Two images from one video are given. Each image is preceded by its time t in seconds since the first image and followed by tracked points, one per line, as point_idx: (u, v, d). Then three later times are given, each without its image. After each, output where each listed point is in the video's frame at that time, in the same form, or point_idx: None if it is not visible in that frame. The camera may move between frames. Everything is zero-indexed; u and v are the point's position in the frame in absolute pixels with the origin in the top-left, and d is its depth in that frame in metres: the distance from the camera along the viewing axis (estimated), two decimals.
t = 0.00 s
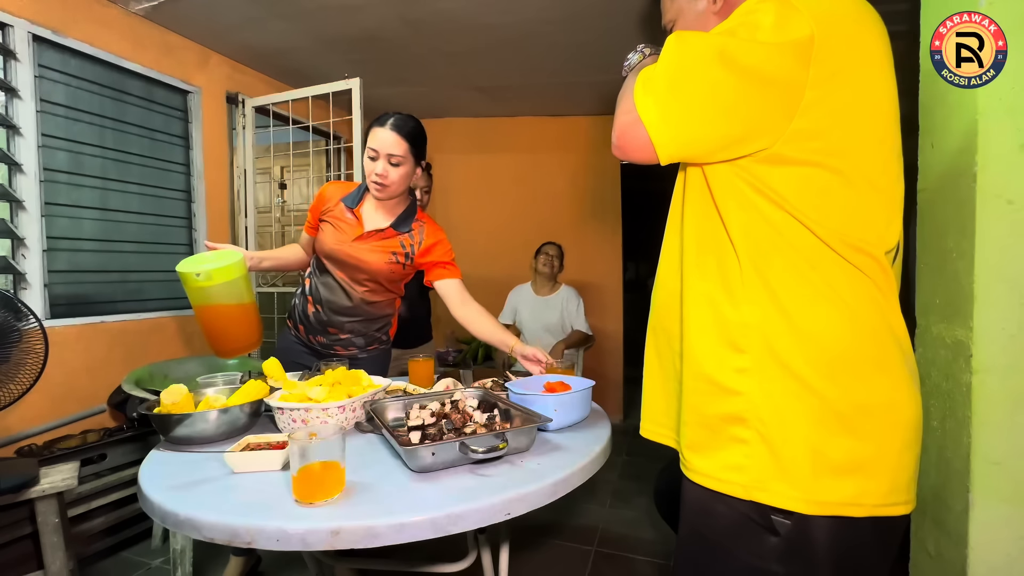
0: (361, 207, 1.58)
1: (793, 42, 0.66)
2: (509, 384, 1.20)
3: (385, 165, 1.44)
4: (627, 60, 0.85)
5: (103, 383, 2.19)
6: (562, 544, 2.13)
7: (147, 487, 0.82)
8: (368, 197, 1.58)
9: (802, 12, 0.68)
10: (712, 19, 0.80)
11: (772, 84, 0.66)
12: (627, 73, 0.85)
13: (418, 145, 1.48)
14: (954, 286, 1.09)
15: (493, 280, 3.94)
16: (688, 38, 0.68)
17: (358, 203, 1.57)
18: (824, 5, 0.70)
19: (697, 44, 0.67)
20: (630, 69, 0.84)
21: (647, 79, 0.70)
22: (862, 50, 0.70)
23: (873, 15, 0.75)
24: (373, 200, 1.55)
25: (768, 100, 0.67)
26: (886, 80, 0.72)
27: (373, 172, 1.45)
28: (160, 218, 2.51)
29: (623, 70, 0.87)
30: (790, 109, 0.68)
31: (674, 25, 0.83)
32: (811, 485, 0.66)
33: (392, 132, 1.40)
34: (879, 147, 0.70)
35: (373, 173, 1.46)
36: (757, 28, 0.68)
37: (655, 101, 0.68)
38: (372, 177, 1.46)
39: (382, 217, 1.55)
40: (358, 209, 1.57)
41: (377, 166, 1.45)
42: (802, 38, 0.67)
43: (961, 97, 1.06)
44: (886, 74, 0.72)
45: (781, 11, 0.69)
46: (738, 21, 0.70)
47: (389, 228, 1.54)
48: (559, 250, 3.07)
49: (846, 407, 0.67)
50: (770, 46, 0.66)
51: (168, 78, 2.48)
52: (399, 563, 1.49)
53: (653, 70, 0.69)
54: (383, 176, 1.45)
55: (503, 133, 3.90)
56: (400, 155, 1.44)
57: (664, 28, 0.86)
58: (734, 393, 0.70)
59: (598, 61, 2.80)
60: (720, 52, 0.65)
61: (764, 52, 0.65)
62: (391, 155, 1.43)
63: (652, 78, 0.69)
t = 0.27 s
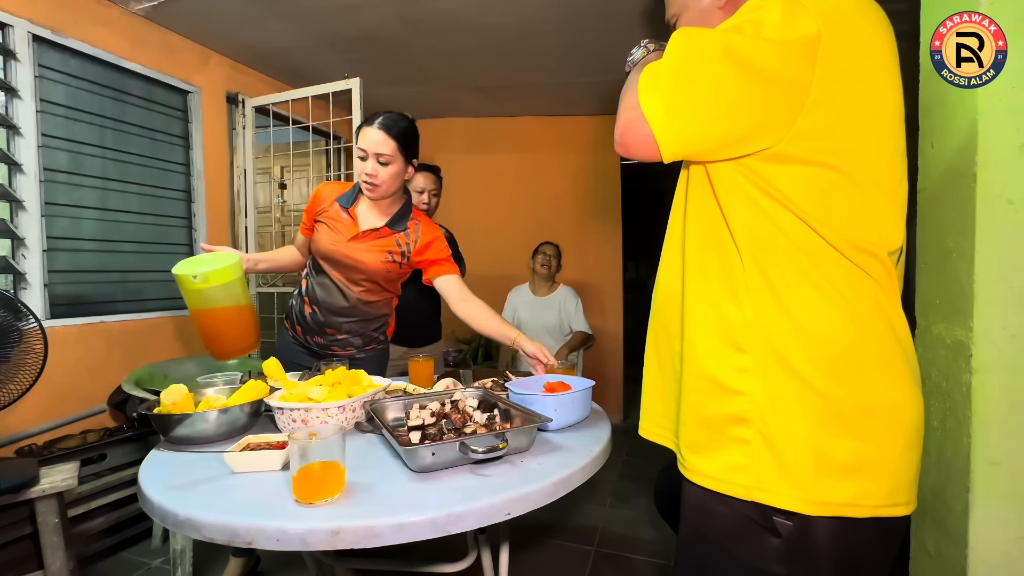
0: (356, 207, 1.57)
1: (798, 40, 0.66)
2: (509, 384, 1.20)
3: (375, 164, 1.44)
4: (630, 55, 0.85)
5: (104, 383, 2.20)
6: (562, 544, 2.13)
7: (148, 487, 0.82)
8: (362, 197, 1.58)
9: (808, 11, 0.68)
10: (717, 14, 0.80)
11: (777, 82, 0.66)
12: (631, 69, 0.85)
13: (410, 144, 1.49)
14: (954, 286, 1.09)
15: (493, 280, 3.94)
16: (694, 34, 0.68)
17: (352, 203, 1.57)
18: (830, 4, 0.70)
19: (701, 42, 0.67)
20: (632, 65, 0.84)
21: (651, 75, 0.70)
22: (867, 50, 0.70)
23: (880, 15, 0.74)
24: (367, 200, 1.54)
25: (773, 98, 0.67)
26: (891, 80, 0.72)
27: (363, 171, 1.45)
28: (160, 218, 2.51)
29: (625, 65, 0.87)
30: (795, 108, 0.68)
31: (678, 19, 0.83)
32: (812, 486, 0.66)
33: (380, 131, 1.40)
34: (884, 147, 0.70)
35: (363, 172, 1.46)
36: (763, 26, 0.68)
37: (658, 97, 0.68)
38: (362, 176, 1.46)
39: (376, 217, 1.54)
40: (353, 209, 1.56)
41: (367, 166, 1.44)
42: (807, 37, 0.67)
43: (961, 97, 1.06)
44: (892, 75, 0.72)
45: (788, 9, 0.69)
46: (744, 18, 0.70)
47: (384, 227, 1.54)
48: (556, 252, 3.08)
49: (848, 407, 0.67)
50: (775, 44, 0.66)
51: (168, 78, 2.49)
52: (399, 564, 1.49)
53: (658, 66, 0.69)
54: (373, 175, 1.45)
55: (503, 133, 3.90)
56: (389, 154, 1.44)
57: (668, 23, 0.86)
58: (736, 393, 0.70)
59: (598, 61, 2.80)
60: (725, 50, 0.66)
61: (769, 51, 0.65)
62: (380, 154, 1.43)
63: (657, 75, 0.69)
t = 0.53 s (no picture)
0: (341, 206, 1.58)
1: (803, 39, 0.66)
2: (509, 384, 1.20)
3: (354, 162, 1.44)
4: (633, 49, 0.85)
5: (104, 383, 2.20)
6: (562, 544, 2.13)
7: (148, 487, 0.82)
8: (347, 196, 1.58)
9: (813, 9, 0.68)
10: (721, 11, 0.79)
11: (780, 81, 0.66)
12: (634, 63, 0.85)
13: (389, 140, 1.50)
14: (954, 286, 1.09)
15: (493, 280, 3.94)
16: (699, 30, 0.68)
17: (337, 203, 1.57)
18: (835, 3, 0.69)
19: (706, 39, 0.67)
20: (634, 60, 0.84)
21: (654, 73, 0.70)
22: (873, 49, 0.70)
23: (885, 14, 0.74)
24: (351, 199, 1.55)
25: (777, 97, 0.67)
26: (895, 80, 0.72)
27: (343, 169, 1.45)
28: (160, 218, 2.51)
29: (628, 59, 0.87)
30: (799, 107, 0.68)
31: (682, 14, 0.83)
32: (813, 486, 0.66)
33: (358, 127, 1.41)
34: (888, 147, 0.70)
35: (344, 171, 1.46)
36: (768, 24, 0.68)
37: (661, 94, 0.68)
38: (343, 175, 1.46)
39: (362, 216, 1.54)
40: (338, 208, 1.57)
41: (347, 165, 1.44)
42: (811, 35, 0.67)
43: (961, 97, 1.06)
44: (896, 75, 0.72)
45: (793, 7, 0.69)
46: (749, 15, 0.70)
47: (370, 225, 1.54)
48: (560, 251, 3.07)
49: (850, 407, 0.67)
50: (779, 42, 0.66)
51: (168, 78, 2.49)
52: (399, 564, 1.49)
53: (661, 63, 0.69)
54: (353, 173, 1.45)
55: (503, 133, 3.90)
56: (367, 152, 1.44)
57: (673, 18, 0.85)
58: (738, 392, 0.70)
59: (598, 61, 2.80)
60: (728, 48, 0.66)
61: (773, 49, 0.65)
62: (359, 152, 1.43)
63: (660, 72, 0.69)
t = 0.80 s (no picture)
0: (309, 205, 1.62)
1: (807, 35, 0.66)
2: (509, 384, 1.20)
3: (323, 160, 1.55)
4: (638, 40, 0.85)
5: (104, 383, 2.20)
6: (562, 544, 2.13)
7: (148, 487, 0.82)
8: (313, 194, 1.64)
9: (819, 5, 0.68)
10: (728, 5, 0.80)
11: (783, 78, 0.66)
12: (638, 54, 0.85)
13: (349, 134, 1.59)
14: (954, 286, 1.09)
15: (493, 280, 3.94)
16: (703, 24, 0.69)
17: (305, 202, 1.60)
18: None
19: (709, 35, 0.67)
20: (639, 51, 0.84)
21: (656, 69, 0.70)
22: (878, 46, 0.70)
23: (891, 12, 0.74)
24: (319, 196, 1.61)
25: (779, 94, 0.67)
26: (900, 79, 0.72)
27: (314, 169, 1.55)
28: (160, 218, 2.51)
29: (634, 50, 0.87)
30: (801, 105, 0.68)
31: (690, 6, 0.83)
32: (813, 484, 0.67)
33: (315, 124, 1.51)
34: (891, 146, 0.70)
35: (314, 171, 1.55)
36: (772, 21, 0.68)
37: (663, 89, 0.69)
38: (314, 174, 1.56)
39: (338, 212, 1.60)
40: (307, 207, 1.60)
41: (315, 164, 1.55)
42: (816, 32, 0.67)
43: (961, 97, 1.06)
44: (901, 73, 0.72)
45: (799, 4, 0.69)
46: (754, 11, 0.70)
47: (342, 219, 1.61)
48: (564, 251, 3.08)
49: (850, 405, 0.67)
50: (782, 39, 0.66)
51: (168, 78, 2.47)
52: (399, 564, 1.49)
53: (663, 56, 0.70)
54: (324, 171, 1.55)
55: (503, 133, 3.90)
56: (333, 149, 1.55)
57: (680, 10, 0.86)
58: (738, 389, 0.70)
59: (598, 61, 2.80)
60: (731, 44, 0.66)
61: (777, 46, 0.66)
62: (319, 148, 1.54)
63: (663, 67, 0.69)
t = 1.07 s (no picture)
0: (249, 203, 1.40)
1: (811, 32, 0.67)
2: (509, 384, 1.20)
3: (257, 158, 1.33)
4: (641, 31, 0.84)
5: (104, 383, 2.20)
6: (562, 544, 2.13)
7: (147, 487, 0.82)
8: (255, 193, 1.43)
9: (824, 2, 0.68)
10: None
11: (786, 76, 0.66)
12: (641, 46, 0.84)
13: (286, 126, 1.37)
14: (954, 287, 1.09)
15: (493, 280, 3.94)
16: (708, 18, 0.69)
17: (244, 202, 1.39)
18: None
19: (711, 33, 0.68)
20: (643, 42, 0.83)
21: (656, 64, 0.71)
22: (882, 44, 0.70)
23: (894, 11, 0.74)
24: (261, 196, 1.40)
25: (782, 91, 0.67)
26: (904, 77, 0.72)
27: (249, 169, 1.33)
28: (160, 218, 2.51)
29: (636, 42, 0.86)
30: (804, 102, 0.68)
31: None
32: (814, 482, 0.67)
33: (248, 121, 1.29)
34: (894, 146, 0.70)
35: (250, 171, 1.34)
36: (776, 19, 0.68)
37: (665, 83, 0.69)
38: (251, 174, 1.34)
39: (277, 213, 1.39)
40: (246, 206, 1.38)
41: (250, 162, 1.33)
42: (819, 28, 0.67)
43: (961, 97, 1.06)
44: (905, 72, 0.72)
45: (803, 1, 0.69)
46: (758, 7, 0.70)
47: (286, 216, 1.39)
48: (564, 250, 3.06)
49: (851, 403, 0.67)
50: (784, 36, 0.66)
51: (167, 77, 2.42)
52: (399, 564, 1.49)
53: (665, 50, 0.70)
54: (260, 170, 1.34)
55: (503, 132, 3.90)
56: (266, 145, 1.32)
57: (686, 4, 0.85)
58: (739, 387, 0.70)
59: (598, 61, 2.80)
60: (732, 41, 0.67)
61: (778, 43, 0.66)
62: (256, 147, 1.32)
63: (665, 64, 0.70)
